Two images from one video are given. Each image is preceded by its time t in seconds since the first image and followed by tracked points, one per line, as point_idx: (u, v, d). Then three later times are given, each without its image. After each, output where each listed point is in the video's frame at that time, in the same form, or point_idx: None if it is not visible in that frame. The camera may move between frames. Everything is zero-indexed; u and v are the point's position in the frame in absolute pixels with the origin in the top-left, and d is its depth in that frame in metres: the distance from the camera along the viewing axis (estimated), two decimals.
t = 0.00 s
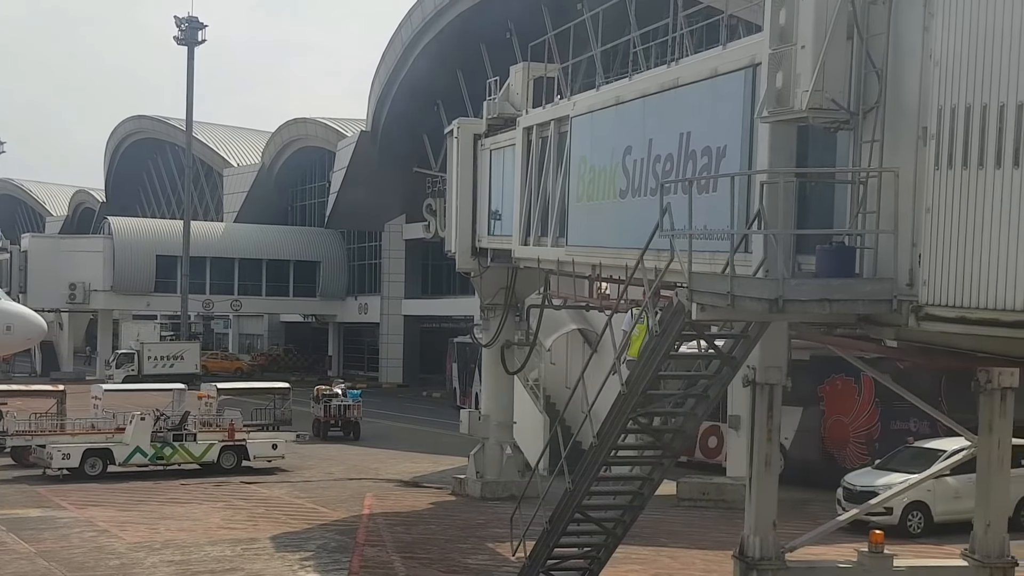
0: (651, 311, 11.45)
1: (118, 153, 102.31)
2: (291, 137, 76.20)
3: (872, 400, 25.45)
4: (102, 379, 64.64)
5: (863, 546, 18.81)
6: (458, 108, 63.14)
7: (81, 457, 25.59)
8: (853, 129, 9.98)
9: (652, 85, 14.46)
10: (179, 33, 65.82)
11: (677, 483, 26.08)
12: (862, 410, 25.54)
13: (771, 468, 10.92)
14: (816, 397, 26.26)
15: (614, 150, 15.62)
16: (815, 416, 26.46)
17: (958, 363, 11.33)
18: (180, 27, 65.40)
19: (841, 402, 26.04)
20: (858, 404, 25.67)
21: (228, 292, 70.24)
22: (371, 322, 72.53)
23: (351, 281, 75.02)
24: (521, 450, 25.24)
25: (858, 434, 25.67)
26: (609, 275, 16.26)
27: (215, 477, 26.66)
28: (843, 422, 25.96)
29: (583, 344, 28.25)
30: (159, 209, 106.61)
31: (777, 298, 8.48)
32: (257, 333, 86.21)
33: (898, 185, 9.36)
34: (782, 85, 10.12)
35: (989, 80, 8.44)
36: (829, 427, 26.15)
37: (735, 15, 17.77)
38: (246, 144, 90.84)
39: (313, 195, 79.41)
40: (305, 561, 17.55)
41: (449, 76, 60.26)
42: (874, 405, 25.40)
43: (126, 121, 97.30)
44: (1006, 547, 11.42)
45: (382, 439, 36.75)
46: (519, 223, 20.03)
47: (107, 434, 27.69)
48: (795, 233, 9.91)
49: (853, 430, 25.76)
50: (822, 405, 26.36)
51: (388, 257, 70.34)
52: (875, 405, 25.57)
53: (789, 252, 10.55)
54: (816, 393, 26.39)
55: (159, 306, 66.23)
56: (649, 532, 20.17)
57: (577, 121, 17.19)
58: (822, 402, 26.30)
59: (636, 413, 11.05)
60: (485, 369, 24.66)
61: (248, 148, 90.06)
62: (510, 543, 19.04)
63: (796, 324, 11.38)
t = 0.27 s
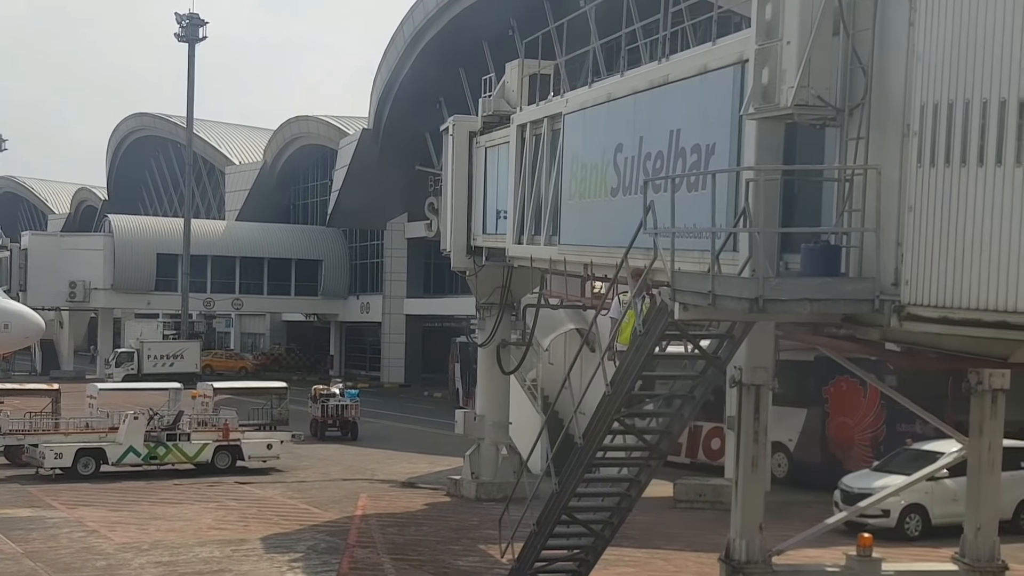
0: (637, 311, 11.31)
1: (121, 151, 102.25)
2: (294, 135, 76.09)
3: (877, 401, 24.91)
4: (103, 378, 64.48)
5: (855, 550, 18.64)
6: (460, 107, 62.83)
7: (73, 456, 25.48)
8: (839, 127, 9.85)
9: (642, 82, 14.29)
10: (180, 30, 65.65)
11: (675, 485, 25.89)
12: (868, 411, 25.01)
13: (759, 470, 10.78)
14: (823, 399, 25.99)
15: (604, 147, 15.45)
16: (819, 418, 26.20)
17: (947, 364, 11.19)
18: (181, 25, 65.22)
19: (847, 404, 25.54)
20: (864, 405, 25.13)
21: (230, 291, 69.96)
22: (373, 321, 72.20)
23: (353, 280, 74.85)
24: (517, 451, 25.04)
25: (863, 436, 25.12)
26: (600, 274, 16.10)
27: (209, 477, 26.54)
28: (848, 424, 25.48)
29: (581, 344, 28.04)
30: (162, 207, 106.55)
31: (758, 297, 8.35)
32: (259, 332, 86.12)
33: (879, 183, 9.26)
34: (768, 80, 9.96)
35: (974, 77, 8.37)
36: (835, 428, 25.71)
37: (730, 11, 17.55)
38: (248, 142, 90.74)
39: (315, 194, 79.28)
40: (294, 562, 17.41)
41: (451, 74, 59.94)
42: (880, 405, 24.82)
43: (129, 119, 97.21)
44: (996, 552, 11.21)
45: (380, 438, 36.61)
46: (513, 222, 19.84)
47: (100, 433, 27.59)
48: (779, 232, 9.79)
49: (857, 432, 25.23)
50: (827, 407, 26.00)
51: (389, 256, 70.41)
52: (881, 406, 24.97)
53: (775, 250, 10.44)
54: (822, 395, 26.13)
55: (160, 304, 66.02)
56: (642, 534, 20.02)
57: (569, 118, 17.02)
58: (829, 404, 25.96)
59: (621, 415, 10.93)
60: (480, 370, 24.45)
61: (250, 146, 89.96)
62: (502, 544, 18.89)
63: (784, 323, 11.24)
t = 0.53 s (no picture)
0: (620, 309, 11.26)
1: (121, 151, 102.23)
2: (293, 134, 76.04)
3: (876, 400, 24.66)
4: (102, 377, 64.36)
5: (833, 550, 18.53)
6: (459, 106, 62.63)
7: (66, 455, 25.44)
8: (819, 124, 9.80)
9: (627, 79, 14.24)
10: (179, 29, 65.57)
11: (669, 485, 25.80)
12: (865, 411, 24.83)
13: (739, 469, 10.77)
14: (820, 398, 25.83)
15: (592, 145, 15.40)
16: (819, 417, 26.01)
17: (929, 364, 11.17)
18: (180, 24, 65.13)
19: (845, 403, 25.35)
20: (861, 405, 24.95)
21: (229, 290, 69.92)
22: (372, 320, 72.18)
23: (353, 279, 74.74)
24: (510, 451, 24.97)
25: (861, 436, 24.93)
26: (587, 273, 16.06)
27: (201, 476, 26.50)
28: (847, 423, 25.25)
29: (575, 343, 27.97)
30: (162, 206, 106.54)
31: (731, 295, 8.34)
32: (259, 331, 86.11)
33: (852, 180, 9.25)
34: (747, 78, 9.89)
35: (947, 73, 8.37)
36: (834, 429, 25.50)
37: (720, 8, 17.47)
38: (248, 141, 90.71)
39: (315, 193, 79.23)
40: (283, 561, 17.36)
41: (450, 74, 59.75)
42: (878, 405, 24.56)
43: (129, 119, 97.19)
44: (979, 551, 11.25)
45: (376, 437, 36.57)
46: (503, 220, 19.78)
47: (94, 432, 27.55)
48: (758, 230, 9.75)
49: (855, 432, 25.03)
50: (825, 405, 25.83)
51: (388, 256, 70.44)
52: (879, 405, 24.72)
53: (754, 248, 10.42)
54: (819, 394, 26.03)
55: (159, 303, 65.83)
56: (633, 534, 19.97)
57: (557, 117, 16.96)
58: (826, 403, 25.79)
59: (601, 413, 10.90)
60: (473, 368, 24.34)
61: (250, 145, 89.93)
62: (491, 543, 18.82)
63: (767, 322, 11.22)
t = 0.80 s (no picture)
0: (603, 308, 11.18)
1: (121, 149, 102.08)
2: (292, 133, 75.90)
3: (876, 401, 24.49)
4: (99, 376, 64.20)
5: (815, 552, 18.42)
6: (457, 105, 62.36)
7: (57, 454, 25.36)
8: (801, 123, 9.74)
9: (614, 78, 14.16)
10: (177, 28, 65.46)
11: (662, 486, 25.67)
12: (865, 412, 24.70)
13: (721, 470, 10.68)
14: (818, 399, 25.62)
15: (579, 144, 15.31)
16: (818, 417, 25.84)
17: (915, 365, 11.08)
18: (178, 23, 65.03)
19: (843, 404, 25.25)
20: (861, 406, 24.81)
21: (227, 289, 69.78)
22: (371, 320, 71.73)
23: (351, 279, 74.37)
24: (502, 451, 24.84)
25: (860, 437, 24.83)
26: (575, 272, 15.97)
27: (193, 475, 26.42)
28: (846, 425, 25.11)
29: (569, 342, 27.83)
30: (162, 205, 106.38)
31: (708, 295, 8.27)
32: (258, 331, 85.97)
33: (831, 178, 9.19)
34: (728, 77, 9.81)
35: (925, 71, 8.33)
36: (834, 430, 25.34)
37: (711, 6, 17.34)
38: (247, 141, 90.60)
39: (314, 191, 79.07)
40: (269, 562, 17.28)
41: (448, 72, 59.48)
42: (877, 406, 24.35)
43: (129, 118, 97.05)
44: (963, 553, 11.17)
45: (370, 437, 36.46)
46: (494, 219, 19.67)
47: (86, 431, 27.46)
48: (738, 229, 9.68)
49: (854, 433, 24.93)
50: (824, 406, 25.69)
51: (386, 255, 69.83)
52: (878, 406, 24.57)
53: (735, 247, 10.35)
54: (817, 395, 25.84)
55: (157, 302, 65.51)
56: (622, 535, 19.88)
57: (546, 115, 16.88)
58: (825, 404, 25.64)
59: (582, 413, 10.83)
60: (465, 367, 24.19)
61: (249, 144, 89.81)
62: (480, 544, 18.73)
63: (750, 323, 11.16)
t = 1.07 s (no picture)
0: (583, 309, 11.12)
1: (118, 151, 102.02)
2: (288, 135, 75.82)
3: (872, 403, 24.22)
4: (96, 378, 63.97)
5: (797, 553, 18.31)
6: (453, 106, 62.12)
7: (47, 457, 25.30)
8: (779, 121, 9.72)
9: (600, 77, 14.07)
10: (173, 30, 65.42)
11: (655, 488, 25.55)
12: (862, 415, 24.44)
13: (702, 474, 10.62)
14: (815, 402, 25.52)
15: (565, 144, 15.25)
16: (814, 419, 25.72)
17: (897, 366, 11.05)
18: (174, 25, 64.97)
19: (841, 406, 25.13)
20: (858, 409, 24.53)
21: (223, 291, 69.66)
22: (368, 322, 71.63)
23: (348, 281, 74.18)
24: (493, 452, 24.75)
25: (858, 439, 24.68)
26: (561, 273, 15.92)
27: (184, 477, 26.35)
28: (843, 427, 25.02)
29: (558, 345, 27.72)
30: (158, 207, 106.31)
31: (682, 295, 8.26)
32: (254, 333, 85.82)
33: (809, 179, 9.17)
34: (707, 75, 9.76)
35: (900, 71, 8.32)
36: (831, 432, 25.22)
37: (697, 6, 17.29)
38: (243, 143, 90.52)
39: (310, 193, 78.98)
40: (256, 564, 17.21)
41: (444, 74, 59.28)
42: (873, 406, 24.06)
43: (127, 120, 97.03)
44: (947, 554, 11.09)
45: (364, 440, 36.38)
46: (482, 221, 19.61)
47: (77, 434, 27.39)
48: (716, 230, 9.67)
49: (852, 435, 24.78)
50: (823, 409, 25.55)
51: (383, 257, 69.69)
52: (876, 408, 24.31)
53: (715, 247, 10.31)
54: (814, 397, 25.72)
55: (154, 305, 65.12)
56: (612, 536, 19.80)
57: (533, 116, 16.81)
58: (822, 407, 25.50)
59: (561, 415, 10.81)
60: (456, 369, 24.10)
61: (246, 147, 89.74)
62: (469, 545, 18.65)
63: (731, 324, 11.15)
